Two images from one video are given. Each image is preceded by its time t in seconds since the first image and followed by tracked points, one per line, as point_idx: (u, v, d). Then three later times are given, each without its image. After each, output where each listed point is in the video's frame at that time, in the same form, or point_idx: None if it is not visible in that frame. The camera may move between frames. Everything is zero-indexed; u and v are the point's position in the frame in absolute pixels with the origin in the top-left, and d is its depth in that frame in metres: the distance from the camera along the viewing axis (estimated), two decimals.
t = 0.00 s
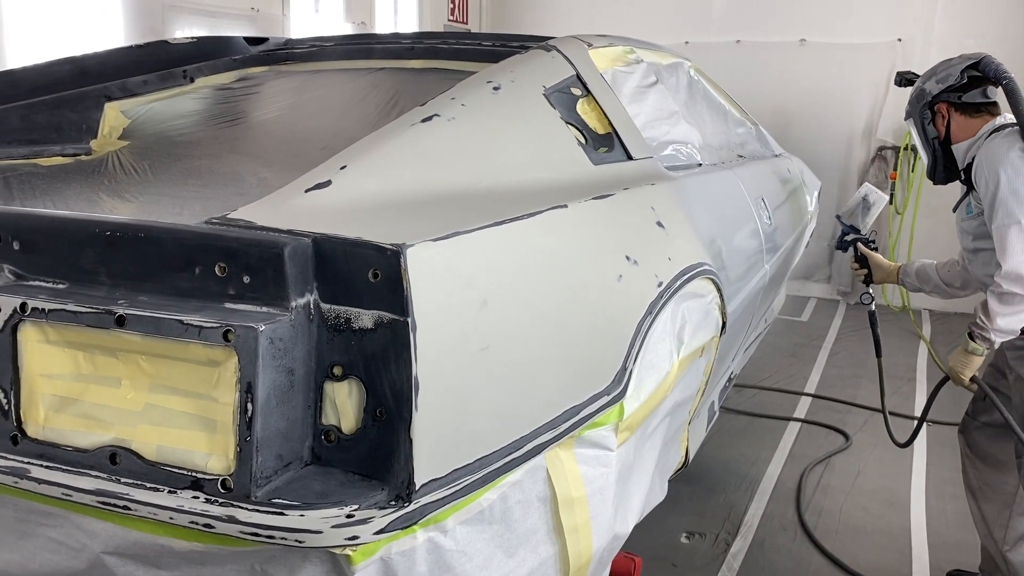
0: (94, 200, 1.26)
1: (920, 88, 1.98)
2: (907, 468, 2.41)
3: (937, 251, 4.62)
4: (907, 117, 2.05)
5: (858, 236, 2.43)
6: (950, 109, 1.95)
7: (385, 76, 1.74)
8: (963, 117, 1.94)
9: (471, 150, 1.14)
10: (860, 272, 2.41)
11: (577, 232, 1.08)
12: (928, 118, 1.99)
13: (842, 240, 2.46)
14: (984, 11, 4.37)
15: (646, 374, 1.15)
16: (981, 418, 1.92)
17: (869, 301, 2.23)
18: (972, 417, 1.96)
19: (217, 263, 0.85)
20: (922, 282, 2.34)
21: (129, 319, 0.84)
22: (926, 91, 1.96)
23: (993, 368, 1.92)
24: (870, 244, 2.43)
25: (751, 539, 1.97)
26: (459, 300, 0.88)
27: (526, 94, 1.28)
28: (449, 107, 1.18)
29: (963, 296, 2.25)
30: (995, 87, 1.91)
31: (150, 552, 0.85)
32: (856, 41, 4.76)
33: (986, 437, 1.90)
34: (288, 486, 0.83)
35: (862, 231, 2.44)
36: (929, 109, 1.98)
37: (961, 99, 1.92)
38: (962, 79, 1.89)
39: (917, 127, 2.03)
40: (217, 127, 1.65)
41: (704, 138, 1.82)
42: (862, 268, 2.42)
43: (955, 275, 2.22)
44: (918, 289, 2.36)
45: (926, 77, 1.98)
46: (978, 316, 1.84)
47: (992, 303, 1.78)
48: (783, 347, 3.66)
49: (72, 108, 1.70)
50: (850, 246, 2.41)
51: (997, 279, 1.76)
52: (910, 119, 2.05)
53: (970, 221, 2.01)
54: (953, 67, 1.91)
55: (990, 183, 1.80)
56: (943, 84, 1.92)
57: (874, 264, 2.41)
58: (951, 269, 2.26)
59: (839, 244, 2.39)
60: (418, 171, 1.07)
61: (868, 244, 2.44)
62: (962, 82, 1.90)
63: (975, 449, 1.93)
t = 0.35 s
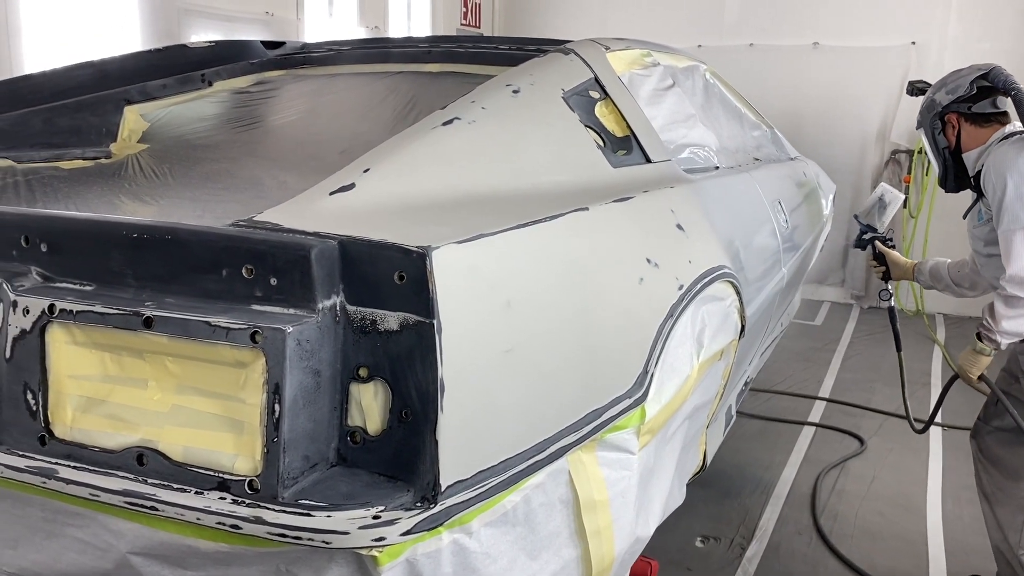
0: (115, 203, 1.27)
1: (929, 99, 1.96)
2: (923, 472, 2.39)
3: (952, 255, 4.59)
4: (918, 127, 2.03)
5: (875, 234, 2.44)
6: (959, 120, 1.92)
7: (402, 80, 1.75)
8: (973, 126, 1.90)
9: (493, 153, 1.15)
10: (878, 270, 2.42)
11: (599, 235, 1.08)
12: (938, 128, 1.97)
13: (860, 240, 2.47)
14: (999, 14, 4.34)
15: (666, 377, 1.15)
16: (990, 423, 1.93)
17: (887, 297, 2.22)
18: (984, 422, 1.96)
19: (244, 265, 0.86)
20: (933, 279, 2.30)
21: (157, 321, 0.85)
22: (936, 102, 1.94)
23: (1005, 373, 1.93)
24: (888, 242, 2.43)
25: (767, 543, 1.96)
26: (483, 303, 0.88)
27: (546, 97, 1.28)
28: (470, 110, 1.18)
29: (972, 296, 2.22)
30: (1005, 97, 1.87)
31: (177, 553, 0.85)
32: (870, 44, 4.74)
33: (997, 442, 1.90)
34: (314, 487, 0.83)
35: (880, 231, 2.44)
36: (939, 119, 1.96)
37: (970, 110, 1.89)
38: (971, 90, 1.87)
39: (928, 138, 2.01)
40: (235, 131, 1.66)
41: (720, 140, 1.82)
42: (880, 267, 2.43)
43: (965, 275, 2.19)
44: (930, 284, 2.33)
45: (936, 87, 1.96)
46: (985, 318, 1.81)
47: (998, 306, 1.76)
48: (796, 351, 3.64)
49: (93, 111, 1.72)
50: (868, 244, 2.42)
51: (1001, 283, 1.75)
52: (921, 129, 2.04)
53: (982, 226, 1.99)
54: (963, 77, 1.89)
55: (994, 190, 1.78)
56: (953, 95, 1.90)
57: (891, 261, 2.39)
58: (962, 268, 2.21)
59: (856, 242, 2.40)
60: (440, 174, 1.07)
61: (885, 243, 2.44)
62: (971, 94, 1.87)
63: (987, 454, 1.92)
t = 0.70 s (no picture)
0: (132, 211, 1.28)
1: (940, 109, 1.96)
2: (936, 478, 2.38)
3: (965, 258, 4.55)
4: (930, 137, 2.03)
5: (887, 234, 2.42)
6: (971, 130, 1.91)
7: (415, 87, 1.76)
8: (984, 136, 1.89)
9: (507, 161, 1.15)
10: (892, 268, 2.41)
11: (614, 243, 1.08)
12: (950, 138, 1.97)
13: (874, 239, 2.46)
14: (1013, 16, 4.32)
15: (681, 385, 1.15)
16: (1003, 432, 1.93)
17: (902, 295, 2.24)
18: (997, 429, 1.95)
19: (264, 275, 0.86)
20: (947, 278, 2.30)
21: (177, 330, 0.86)
22: (946, 112, 1.94)
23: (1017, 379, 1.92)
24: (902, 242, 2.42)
25: (779, 549, 1.95)
26: (500, 312, 0.89)
27: (560, 105, 1.28)
28: (484, 118, 1.19)
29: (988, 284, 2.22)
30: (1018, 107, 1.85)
31: (196, 559, 0.86)
32: (882, 47, 4.72)
33: (1010, 449, 1.89)
34: (333, 495, 0.83)
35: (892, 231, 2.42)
36: (950, 130, 1.95)
37: (980, 121, 1.87)
38: (981, 101, 1.85)
39: (940, 147, 2.00)
40: (249, 138, 1.68)
41: (732, 146, 1.82)
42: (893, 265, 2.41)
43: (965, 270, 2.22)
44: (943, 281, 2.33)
45: (948, 97, 1.96)
46: (996, 321, 1.81)
47: (1008, 310, 1.75)
48: (808, 355, 3.63)
49: (110, 118, 1.74)
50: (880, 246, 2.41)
51: (1011, 290, 1.74)
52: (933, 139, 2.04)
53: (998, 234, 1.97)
54: (973, 88, 1.88)
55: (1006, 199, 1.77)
56: (963, 106, 1.89)
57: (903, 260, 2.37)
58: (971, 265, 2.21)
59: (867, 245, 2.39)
60: (455, 183, 1.08)
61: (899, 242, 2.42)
62: (981, 104, 1.86)
63: (1002, 460, 1.91)
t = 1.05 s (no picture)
0: (144, 216, 1.29)
1: (951, 120, 1.93)
2: (949, 481, 2.35)
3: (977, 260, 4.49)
4: (940, 148, 1.99)
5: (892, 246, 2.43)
6: (984, 139, 1.88)
7: (424, 91, 1.76)
8: (998, 144, 1.86)
9: (516, 165, 1.15)
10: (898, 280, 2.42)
11: (622, 246, 1.08)
12: (964, 149, 1.93)
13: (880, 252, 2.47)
14: None
15: (691, 389, 1.15)
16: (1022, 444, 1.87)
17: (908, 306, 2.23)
18: (1015, 432, 1.89)
19: (273, 280, 0.87)
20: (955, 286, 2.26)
21: (187, 335, 0.86)
22: (959, 123, 1.90)
23: None
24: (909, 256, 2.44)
25: (791, 553, 1.94)
26: (509, 317, 0.89)
27: (568, 109, 1.28)
28: (493, 122, 1.19)
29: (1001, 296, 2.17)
30: None
31: (206, 563, 0.86)
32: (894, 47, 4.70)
33: None
34: (343, 500, 0.84)
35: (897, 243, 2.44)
36: (964, 140, 1.92)
37: (994, 129, 1.84)
38: (995, 109, 1.83)
39: (952, 158, 1.96)
40: (260, 142, 1.68)
41: (742, 148, 1.81)
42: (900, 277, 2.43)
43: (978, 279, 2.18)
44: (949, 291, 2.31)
45: (958, 107, 1.93)
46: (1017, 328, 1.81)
47: None
48: (820, 358, 3.61)
49: (120, 124, 1.75)
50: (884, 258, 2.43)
51: None
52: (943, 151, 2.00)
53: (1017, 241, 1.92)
54: (985, 97, 1.86)
55: None
56: (977, 115, 1.86)
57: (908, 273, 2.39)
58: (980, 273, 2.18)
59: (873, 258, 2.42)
60: (464, 187, 1.08)
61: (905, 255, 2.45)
62: (995, 112, 1.83)
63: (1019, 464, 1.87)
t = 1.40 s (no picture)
0: (147, 221, 1.30)
1: (966, 123, 1.88)
2: (958, 482, 2.33)
3: (986, 260, 4.46)
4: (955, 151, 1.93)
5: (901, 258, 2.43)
6: (1001, 142, 1.84)
7: (427, 94, 1.76)
8: (1016, 147, 1.83)
9: (518, 167, 1.15)
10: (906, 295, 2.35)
11: (624, 248, 1.08)
12: (979, 153, 1.88)
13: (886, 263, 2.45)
14: None
15: (694, 391, 1.14)
16: None
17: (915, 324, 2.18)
18: None
19: (273, 284, 0.87)
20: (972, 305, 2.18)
21: (188, 340, 0.86)
22: (976, 126, 1.86)
23: None
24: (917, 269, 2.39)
25: (798, 555, 1.93)
26: (509, 321, 0.88)
27: (570, 110, 1.28)
28: (494, 125, 1.19)
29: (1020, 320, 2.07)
30: None
31: (208, 568, 0.86)
32: (899, 47, 4.67)
33: None
34: (343, 505, 0.83)
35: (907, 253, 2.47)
36: (980, 144, 1.87)
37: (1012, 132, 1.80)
38: (1014, 111, 1.80)
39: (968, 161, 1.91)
40: (263, 146, 1.69)
41: (746, 149, 1.80)
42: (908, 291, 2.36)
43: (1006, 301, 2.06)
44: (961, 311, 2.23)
45: (972, 109, 1.89)
46: None
47: None
48: (827, 358, 3.59)
49: (124, 129, 1.75)
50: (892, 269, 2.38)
51: None
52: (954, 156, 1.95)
53: None
54: (1001, 100, 1.83)
55: None
56: (995, 118, 1.83)
57: (920, 288, 2.32)
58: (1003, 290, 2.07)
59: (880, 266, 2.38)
60: (465, 190, 1.08)
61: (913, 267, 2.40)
62: (1014, 114, 1.80)
63: None
